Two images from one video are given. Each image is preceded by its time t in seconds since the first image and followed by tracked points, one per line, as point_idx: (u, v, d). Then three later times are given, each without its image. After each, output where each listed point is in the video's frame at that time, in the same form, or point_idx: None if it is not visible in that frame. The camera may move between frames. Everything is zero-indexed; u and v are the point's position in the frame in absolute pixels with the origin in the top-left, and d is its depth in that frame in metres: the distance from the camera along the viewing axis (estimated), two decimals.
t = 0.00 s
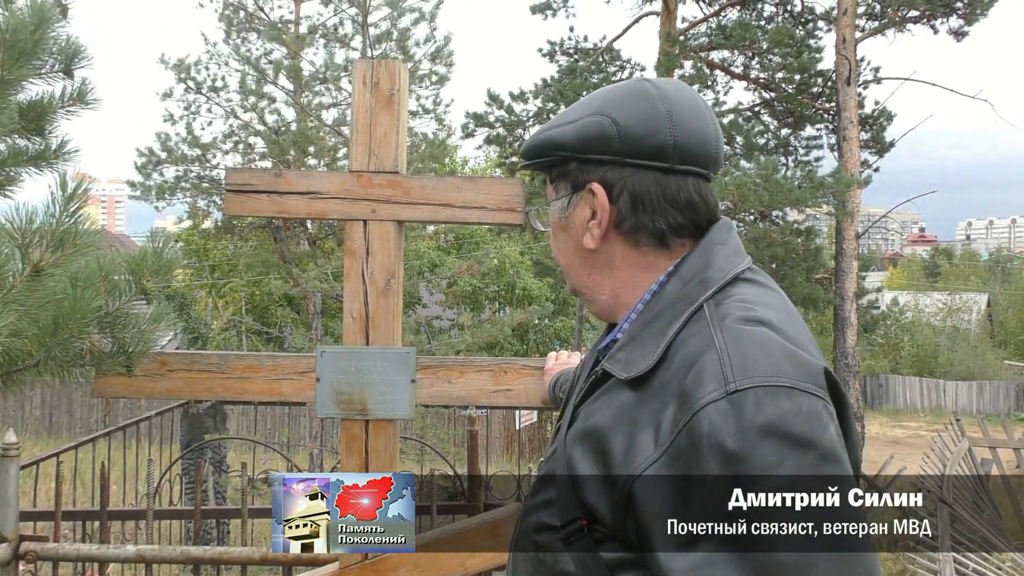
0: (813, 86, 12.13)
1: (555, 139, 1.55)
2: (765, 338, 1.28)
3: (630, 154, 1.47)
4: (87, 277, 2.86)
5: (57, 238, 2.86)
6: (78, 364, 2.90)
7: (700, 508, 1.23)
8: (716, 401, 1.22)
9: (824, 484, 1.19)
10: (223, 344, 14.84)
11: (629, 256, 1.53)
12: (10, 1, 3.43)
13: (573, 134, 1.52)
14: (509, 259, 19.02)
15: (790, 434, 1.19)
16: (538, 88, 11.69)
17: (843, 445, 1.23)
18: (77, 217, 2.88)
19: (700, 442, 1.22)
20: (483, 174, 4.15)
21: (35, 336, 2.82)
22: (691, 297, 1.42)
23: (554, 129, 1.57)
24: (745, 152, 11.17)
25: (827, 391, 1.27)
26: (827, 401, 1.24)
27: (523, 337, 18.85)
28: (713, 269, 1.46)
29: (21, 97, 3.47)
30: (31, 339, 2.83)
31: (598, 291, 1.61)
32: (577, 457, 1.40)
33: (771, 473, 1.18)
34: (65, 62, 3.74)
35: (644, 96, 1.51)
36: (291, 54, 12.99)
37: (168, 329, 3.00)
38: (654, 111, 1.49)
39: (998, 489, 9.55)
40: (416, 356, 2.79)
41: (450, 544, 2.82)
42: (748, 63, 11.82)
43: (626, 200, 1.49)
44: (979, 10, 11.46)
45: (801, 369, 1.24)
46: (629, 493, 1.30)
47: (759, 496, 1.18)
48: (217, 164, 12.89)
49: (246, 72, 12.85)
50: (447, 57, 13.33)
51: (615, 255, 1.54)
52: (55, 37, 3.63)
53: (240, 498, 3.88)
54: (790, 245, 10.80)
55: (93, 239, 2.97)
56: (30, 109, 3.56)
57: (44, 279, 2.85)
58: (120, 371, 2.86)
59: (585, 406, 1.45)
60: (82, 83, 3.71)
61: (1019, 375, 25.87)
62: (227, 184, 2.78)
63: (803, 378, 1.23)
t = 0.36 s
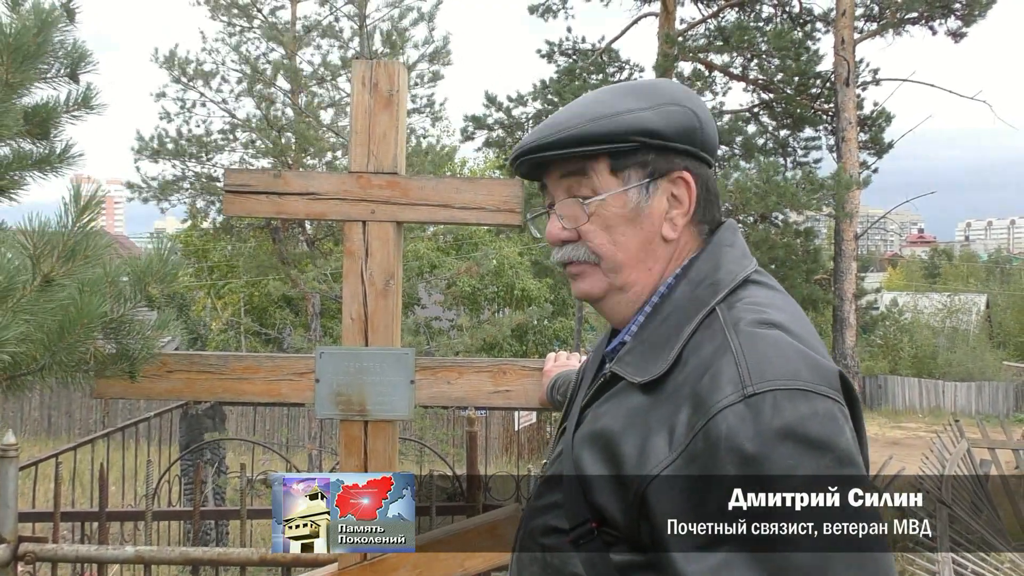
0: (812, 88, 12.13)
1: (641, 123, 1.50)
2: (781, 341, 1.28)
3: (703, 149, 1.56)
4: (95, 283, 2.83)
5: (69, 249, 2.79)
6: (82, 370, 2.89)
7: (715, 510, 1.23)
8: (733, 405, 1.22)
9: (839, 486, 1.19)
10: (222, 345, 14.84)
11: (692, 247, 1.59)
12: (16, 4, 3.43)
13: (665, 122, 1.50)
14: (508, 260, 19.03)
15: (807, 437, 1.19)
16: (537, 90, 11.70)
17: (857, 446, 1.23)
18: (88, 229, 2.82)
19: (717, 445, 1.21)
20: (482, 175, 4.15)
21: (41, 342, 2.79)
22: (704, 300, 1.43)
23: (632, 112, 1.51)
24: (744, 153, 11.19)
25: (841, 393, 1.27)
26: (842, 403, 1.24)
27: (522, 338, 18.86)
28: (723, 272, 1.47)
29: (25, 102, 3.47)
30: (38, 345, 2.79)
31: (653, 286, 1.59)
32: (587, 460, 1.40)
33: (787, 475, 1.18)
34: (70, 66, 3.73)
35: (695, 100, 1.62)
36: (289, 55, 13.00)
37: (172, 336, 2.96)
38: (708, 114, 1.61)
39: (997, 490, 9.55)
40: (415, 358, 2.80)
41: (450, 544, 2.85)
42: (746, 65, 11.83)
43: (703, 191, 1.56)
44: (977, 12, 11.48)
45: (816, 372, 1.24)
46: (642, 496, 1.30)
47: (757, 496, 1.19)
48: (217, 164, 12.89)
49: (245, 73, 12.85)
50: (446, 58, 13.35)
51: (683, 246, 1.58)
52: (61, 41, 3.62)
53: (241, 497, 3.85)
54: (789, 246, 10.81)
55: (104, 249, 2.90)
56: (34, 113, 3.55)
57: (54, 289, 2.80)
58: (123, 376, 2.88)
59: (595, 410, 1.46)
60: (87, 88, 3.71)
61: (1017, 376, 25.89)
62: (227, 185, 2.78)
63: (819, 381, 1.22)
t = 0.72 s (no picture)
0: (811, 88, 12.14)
1: (663, 125, 1.48)
2: (804, 346, 1.27)
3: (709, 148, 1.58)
4: (90, 284, 2.86)
5: (66, 248, 2.81)
6: (79, 370, 2.86)
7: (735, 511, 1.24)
8: (758, 409, 1.21)
9: (863, 487, 1.20)
10: (222, 346, 14.84)
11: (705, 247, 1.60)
12: (15, 5, 3.44)
13: (685, 123, 1.50)
14: (507, 261, 19.03)
15: (831, 441, 1.19)
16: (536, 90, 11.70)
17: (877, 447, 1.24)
18: (85, 230, 2.85)
19: (743, 450, 1.21)
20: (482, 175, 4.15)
21: (37, 343, 2.75)
22: (718, 302, 1.42)
23: (653, 114, 1.49)
24: (743, 154, 11.20)
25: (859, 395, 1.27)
26: (862, 405, 1.25)
27: (521, 339, 18.87)
28: (734, 273, 1.47)
29: (23, 101, 3.47)
30: (33, 346, 2.75)
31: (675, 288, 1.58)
32: (598, 460, 1.39)
33: (813, 477, 1.18)
34: (68, 66, 3.74)
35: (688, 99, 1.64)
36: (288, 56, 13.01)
37: (169, 335, 2.95)
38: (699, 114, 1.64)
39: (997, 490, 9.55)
40: (415, 359, 2.80)
41: (449, 544, 2.86)
42: (745, 65, 11.83)
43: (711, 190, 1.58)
44: (976, 12, 11.48)
45: (838, 375, 1.24)
46: (663, 500, 1.29)
47: (757, 496, 1.21)
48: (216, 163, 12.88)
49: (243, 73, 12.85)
50: (445, 59, 13.35)
51: (701, 245, 1.59)
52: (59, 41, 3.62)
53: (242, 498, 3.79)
54: (788, 246, 10.81)
55: (100, 249, 2.92)
56: (31, 113, 3.55)
57: (50, 290, 2.78)
58: (121, 377, 2.88)
59: (605, 412, 1.45)
60: (85, 87, 3.70)
61: (1017, 376, 25.87)
62: (227, 186, 2.78)
63: (842, 384, 1.22)
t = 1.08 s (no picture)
0: (811, 89, 12.14)
1: (668, 126, 1.48)
2: (811, 345, 1.27)
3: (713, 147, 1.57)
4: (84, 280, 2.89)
5: (58, 246, 2.80)
6: (73, 365, 2.88)
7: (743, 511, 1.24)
8: (766, 408, 1.21)
9: (870, 487, 1.19)
10: (222, 346, 14.84)
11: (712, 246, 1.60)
12: None
13: (689, 123, 1.50)
14: (506, 262, 19.04)
15: (838, 439, 1.18)
16: (536, 91, 11.69)
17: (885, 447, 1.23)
18: (76, 227, 2.82)
19: (750, 449, 1.21)
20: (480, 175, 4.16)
21: (30, 338, 2.80)
22: (724, 302, 1.42)
23: (658, 115, 1.48)
24: (743, 155, 11.20)
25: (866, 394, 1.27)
26: (869, 404, 1.25)
27: (521, 339, 18.88)
28: (740, 274, 1.47)
29: (9, 92, 3.49)
30: (27, 341, 2.79)
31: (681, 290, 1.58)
32: (605, 461, 1.39)
33: (821, 475, 1.18)
34: (52, 55, 3.76)
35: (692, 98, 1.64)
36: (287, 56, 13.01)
37: (161, 327, 3.01)
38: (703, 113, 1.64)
39: (996, 490, 9.57)
40: (415, 359, 2.80)
41: (449, 545, 2.85)
42: (745, 66, 11.83)
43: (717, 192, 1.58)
44: (976, 13, 11.49)
45: (846, 375, 1.23)
46: (670, 500, 1.29)
47: (758, 496, 1.21)
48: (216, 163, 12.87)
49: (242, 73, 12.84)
50: (444, 60, 13.35)
51: (706, 245, 1.59)
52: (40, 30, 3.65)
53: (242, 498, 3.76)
54: (788, 247, 10.83)
55: (93, 247, 2.92)
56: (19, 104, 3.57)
57: (41, 288, 2.79)
58: (116, 371, 2.85)
59: (611, 411, 1.45)
60: (71, 76, 3.72)
61: (1017, 377, 25.91)
62: (226, 186, 2.77)
63: (850, 383, 1.22)
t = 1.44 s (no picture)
0: (810, 90, 12.14)
1: (668, 127, 1.48)
2: (815, 345, 1.27)
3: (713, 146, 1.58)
4: (85, 280, 2.86)
5: (57, 241, 2.85)
6: (76, 366, 2.88)
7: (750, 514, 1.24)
8: (769, 410, 1.21)
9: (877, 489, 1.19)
10: (221, 347, 14.83)
11: (712, 247, 1.60)
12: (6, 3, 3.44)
13: (690, 124, 1.50)
14: (506, 262, 19.05)
15: (843, 441, 1.18)
16: (535, 91, 11.70)
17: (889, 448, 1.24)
18: (75, 221, 2.86)
19: (755, 450, 1.21)
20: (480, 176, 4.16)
21: (33, 339, 2.82)
22: (728, 303, 1.42)
23: (659, 117, 1.48)
24: (742, 155, 11.21)
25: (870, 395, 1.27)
26: (873, 405, 1.25)
27: (520, 340, 18.89)
28: (744, 274, 1.47)
29: (14, 97, 3.47)
30: (30, 342, 2.82)
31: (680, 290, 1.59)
32: (609, 462, 1.40)
33: (827, 477, 1.18)
34: (56, 62, 3.74)
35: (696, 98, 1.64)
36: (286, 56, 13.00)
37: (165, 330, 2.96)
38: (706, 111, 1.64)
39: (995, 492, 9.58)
40: (415, 360, 2.80)
41: (449, 545, 2.84)
42: (745, 67, 11.84)
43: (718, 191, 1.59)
44: (975, 14, 11.49)
45: (850, 375, 1.24)
46: (674, 501, 1.30)
47: (761, 496, 1.22)
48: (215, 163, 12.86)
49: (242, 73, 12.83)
50: (444, 60, 13.35)
51: (706, 246, 1.59)
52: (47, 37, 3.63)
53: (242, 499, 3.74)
54: (788, 248, 10.84)
55: (92, 243, 2.96)
56: (23, 109, 3.56)
57: (41, 283, 2.86)
58: (117, 373, 2.84)
59: (613, 412, 1.45)
60: (75, 82, 3.72)
61: (1016, 378, 25.93)
62: (226, 187, 2.78)
63: (853, 384, 1.22)
